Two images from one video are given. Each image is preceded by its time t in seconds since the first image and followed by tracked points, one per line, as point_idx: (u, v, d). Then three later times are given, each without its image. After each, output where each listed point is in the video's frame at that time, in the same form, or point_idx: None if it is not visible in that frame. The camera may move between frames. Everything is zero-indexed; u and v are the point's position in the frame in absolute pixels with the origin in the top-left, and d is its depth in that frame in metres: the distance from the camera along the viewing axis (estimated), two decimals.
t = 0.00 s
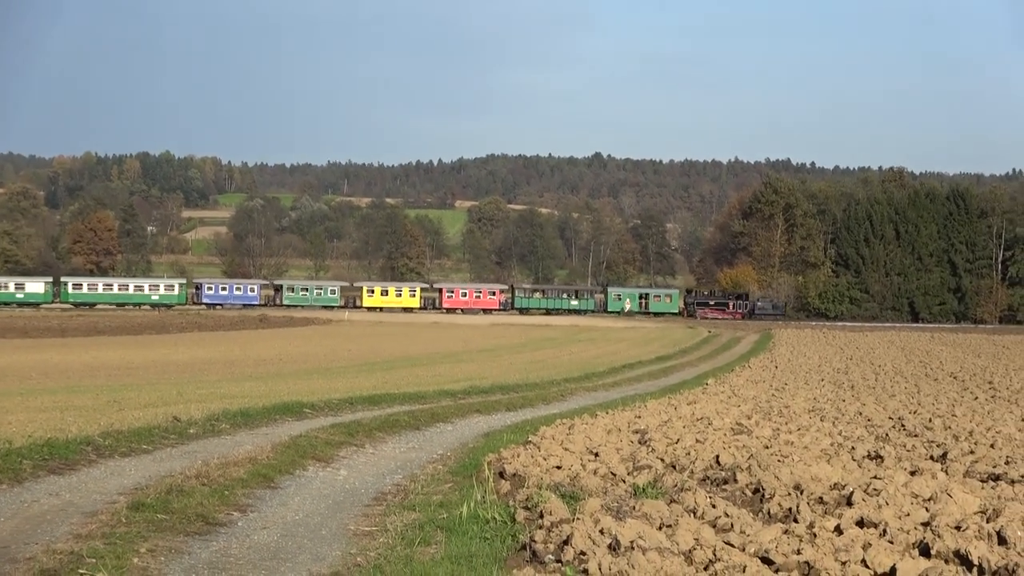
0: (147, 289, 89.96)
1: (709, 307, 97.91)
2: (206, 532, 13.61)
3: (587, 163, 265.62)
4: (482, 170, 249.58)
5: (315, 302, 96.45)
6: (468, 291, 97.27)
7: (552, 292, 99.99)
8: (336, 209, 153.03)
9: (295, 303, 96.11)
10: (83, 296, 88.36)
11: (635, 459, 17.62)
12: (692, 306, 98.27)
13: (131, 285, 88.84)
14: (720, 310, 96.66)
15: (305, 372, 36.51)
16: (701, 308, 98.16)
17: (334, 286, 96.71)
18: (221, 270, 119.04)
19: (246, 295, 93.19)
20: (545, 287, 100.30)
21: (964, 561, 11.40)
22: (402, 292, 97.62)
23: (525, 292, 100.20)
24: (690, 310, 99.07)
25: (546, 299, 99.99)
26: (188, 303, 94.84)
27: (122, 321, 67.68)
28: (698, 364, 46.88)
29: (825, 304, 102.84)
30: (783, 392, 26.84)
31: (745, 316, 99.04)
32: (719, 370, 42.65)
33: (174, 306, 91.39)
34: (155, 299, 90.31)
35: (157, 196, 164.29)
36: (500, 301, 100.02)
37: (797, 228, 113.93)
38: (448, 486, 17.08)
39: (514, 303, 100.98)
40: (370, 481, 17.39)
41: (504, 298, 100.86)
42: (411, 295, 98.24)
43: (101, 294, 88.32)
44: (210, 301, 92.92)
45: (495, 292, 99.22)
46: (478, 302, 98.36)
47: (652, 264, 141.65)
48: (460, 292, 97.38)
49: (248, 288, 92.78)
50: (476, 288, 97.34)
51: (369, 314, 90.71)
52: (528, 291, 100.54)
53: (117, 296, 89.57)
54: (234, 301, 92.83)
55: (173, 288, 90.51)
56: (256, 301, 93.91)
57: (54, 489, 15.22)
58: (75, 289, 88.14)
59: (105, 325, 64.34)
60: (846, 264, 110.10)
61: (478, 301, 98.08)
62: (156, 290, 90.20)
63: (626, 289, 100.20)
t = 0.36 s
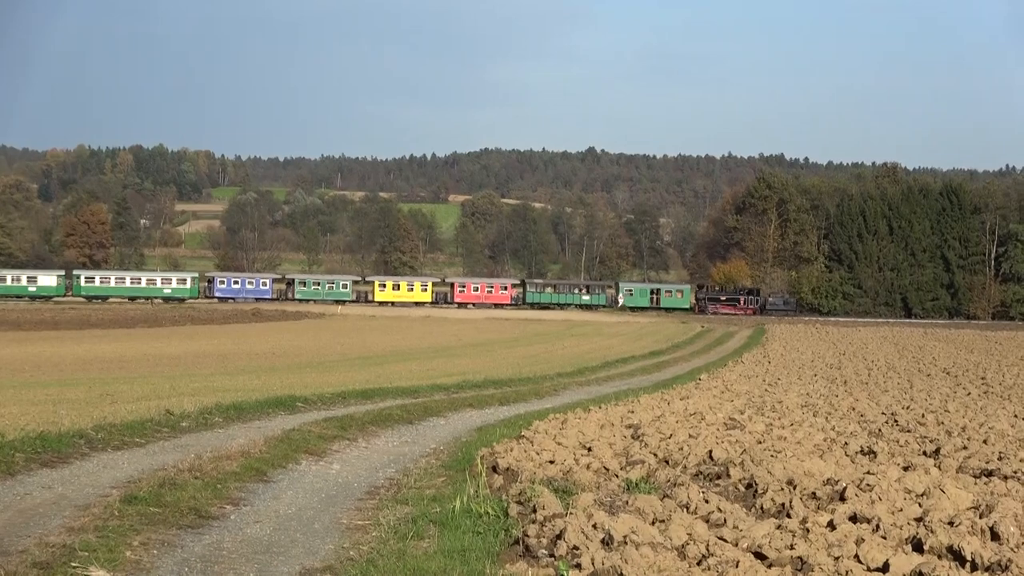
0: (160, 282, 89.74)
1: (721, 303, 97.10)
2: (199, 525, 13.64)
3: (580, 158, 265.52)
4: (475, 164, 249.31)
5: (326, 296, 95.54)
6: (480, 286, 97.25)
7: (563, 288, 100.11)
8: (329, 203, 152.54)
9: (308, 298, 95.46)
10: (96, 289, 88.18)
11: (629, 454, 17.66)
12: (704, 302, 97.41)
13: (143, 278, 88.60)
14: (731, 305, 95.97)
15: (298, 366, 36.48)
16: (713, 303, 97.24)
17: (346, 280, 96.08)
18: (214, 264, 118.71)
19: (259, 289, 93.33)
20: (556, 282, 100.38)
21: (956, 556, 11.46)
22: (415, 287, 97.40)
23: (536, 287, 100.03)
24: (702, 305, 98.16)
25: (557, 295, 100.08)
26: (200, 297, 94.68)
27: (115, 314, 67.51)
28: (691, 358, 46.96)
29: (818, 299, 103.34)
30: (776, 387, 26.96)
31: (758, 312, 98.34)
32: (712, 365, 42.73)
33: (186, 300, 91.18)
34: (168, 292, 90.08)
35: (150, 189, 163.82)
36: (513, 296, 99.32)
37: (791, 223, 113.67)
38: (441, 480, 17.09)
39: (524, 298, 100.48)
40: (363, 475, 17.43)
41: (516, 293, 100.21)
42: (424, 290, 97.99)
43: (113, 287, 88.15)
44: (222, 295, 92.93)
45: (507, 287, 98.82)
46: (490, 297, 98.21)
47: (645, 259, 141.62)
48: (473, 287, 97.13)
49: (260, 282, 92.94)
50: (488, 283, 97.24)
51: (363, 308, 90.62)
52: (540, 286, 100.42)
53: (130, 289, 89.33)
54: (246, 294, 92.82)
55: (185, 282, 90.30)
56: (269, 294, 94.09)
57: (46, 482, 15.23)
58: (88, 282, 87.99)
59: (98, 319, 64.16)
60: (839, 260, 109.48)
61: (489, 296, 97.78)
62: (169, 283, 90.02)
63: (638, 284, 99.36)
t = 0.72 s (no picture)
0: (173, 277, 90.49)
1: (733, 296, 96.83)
2: (193, 519, 13.64)
3: (573, 151, 265.47)
4: (469, 158, 249.03)
5: (338, 292, 96.22)
6: (492, 280, 97.48)
7: (575, 282, 100.55)
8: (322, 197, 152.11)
9: (321, 292, 96.38)
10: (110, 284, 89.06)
11: (623, 447, 17.69)
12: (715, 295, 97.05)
13: (156, 272, 89.24)
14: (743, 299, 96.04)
15: (293, 360, 36.47)
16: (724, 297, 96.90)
17: (358, 274, 96.69)
18: (208, 258, 118.42)
19: (271, 283, 94.52)
20: (568, 276, 100.80)
21: (951, 548, 11.52)
22: (426, 281, 97.75)
23: (548, 281, 100.33)
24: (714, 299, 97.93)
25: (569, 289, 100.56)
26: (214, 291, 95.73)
27: (109, 309, 67.33)
28: (685, 351, 47.06)
29: (811, 291, 105.33)
30: (770, 379, 27.05)
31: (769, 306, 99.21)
32: (706, 357, 42.86)
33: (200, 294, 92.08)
34: (181, 286, 90.81)
35: (143, 184, 163.30)
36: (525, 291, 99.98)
37: (784, 216, 113.86)
38: (434, 474, 17.10)
39: (536, 292, 100.75)
40: (358, 469, 17.46)
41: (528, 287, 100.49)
42: (435, 283, 98.29)
43: (127, 282, 88.91)
44: (236, 289, 94.01)
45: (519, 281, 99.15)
46: (501, 291, 98.52)
47: (639, 252, 141.74)
48: (485, 281, 97.64)
49: (273, 276, 94.13)
50: (500, 276, 97.63)
51: (356, 302, 90.54)
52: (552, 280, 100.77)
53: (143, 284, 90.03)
54: (259, 288, 94.05)
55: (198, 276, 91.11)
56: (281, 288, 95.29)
57: (39, 477, 15.21)
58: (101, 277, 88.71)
59: (92, 313, 63.97)
60: (832, 253, 109.53)
61: (501, 290, 98.21)
62: (182, 277, 90.80)
63: (649, 277, 98.67)
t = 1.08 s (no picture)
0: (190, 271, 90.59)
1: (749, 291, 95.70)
2: (192, 512, 13.65)
3: (572, 144, 265.33)
4: (468, 151, 248.92)
5: (357, 285, 96.30)
6: (509, 274, 98.13)
7: (592, 276, 100.63)
8: (321, 190, 151.96)
9: (338, 287, 96.06)
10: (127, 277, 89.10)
11: (621, 441, 17.72)
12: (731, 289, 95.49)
13: (173, 266, 89.20)
14: (760, 293, 95.29)
15: (293, 353, 36.46)
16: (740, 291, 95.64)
17: (375, 268, 97.06)
18: (207, 251, 118.26)
19: (288, 277, 94.77)
20: (584, 271, 101.00)
21: (950, 543, 11.56)
22: (443, 275, 97.73)
23: (565, 275, 100.82)
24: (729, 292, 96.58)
25: (585, 283, 100.68)
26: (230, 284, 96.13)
27: (108, 301, 67.27)
28: (684, 345, 47.12)
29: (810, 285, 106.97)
30: (768, 374, 27.10)
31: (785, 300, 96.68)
32: (705, 351, 42.90)
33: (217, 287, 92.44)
34: (198, 280, 91.06)
35: (142, 176, 163.00)
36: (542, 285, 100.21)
37: (783, 209, 113.20)
38: (433, 467, 17.11)
39: (553, 287, 100.83)
40: (357, 462, 17.46)
41: (545, 281, 100.57)
42: (452, 277, 98.40)
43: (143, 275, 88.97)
44: (252, 283, 94.34)
45: (536, 275, 99.42)
46: (518, 285, 98.79)
47: (638, 246, 142.00)
48: (502, 275, 97.80)
49: (291, 270, 94.45)
50: (517, 270, 98.04)
51: (356, 295, 90.60)
52: (568, 274, 100.97)
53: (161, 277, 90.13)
54: (275, 282, 94.03)
55: (216, 270, 91.45)
56: (298, 282, 95.66)
57: (38, 469, 15.21)
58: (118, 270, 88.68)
59: (90, 306, 63.88)
60: (831, 247, 110.56)
61: (518, 284, 98.51)
62: (199, 271, 91.01)
63: (667, 272, 97.98)
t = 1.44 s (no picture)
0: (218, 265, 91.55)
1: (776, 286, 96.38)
2: (202, 506, 13.65)
3: (581, 139, 264.87)
4: (477, 146, 248.89)
5: (383, 280, 97.41)
6: (537, 269, 97.89)
7: (618, 270, 99.96)
8: (330, 184, 152.14)
9: (366, 280, 97.14)
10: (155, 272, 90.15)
11: (630, 436, 17.67)
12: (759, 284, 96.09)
13: (201, 260, 90.17)
14: (786, 289, 95.90)
15: (302, 347, 36.46)
16: (768, 287, 96.28)
17: (403, 263, 97.51)
18: (215, 246, 118.52)
19: (316, 271, 95.66)
20: (610, 265, 100.26)
21: (958, 538, 11.52)
22: (471, 269, 97.84)
23: (591, 270, 100.33)
24: (756, 288, 97.23)
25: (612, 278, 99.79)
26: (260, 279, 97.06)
27: (117, 295, 67.45)
28: (693, 340, 47.04)
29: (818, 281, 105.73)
30: (777, 368, 27.03)
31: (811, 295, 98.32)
32: (713, 346, 42.80)
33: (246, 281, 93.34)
34: (226, 274, 92.04)
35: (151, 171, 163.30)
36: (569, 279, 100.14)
37: (791, 205, 112.35)
38: (442, 462, 17.09)
39: (580, 282, 100.63)
40: (365, 457, 17.43)
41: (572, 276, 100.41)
42: (480, 272, 98.45)
43: (171, 269, 90.09)
44: (281, 277, 95.52)
45: (563, 270, 99.30)
46: (545, 280, 98.69)
47: (646, 241, 142.05)
48: (529, 270, 97.59)
49: (318, 264, 95.23)
50: (544, 265, 97.78)
51: (364, 289, 90.59)
52: (595, 269, 100.53)
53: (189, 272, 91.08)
54: (304, 276, 95.61)
55: (243, 264, 92.37)
56: (326, 277, 96.34)
57: (48, 464, 15.23)
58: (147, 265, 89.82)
59: (100, 300, 64.06)
60: (840, 241, 110.25)
61: (545, 279, 98.43)
62: (227, 265, 91.90)
63: (693, 266, 96.46)
